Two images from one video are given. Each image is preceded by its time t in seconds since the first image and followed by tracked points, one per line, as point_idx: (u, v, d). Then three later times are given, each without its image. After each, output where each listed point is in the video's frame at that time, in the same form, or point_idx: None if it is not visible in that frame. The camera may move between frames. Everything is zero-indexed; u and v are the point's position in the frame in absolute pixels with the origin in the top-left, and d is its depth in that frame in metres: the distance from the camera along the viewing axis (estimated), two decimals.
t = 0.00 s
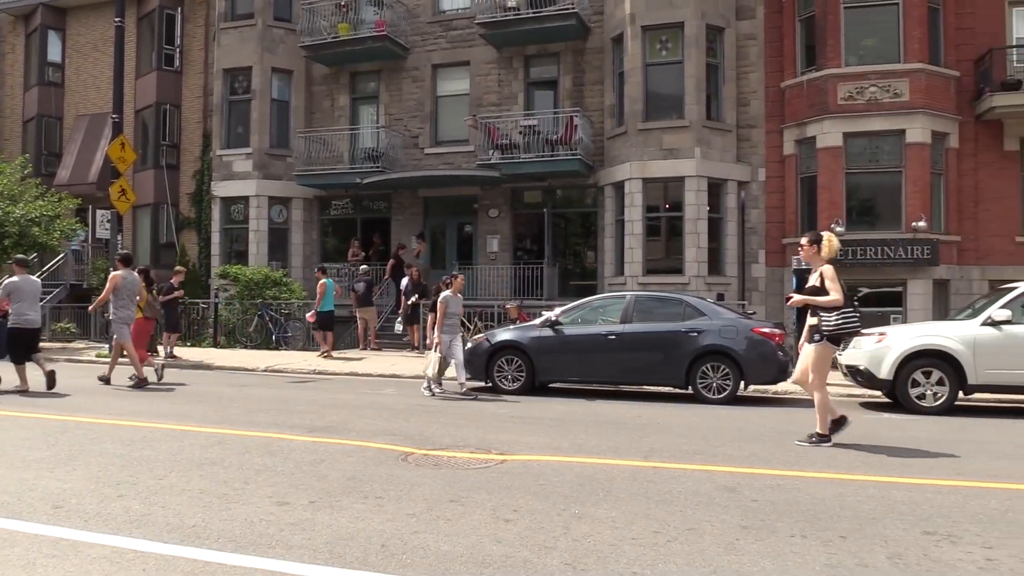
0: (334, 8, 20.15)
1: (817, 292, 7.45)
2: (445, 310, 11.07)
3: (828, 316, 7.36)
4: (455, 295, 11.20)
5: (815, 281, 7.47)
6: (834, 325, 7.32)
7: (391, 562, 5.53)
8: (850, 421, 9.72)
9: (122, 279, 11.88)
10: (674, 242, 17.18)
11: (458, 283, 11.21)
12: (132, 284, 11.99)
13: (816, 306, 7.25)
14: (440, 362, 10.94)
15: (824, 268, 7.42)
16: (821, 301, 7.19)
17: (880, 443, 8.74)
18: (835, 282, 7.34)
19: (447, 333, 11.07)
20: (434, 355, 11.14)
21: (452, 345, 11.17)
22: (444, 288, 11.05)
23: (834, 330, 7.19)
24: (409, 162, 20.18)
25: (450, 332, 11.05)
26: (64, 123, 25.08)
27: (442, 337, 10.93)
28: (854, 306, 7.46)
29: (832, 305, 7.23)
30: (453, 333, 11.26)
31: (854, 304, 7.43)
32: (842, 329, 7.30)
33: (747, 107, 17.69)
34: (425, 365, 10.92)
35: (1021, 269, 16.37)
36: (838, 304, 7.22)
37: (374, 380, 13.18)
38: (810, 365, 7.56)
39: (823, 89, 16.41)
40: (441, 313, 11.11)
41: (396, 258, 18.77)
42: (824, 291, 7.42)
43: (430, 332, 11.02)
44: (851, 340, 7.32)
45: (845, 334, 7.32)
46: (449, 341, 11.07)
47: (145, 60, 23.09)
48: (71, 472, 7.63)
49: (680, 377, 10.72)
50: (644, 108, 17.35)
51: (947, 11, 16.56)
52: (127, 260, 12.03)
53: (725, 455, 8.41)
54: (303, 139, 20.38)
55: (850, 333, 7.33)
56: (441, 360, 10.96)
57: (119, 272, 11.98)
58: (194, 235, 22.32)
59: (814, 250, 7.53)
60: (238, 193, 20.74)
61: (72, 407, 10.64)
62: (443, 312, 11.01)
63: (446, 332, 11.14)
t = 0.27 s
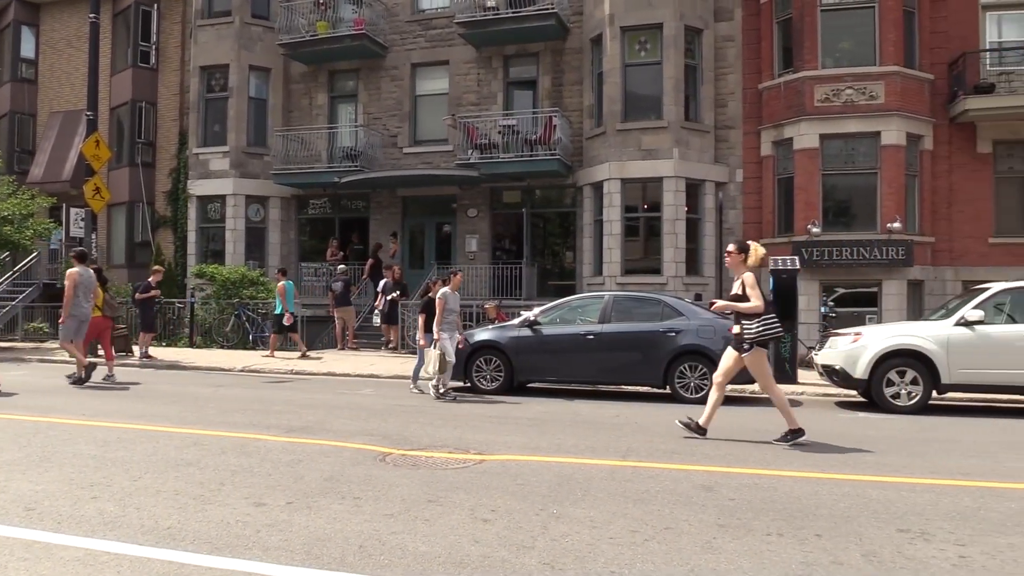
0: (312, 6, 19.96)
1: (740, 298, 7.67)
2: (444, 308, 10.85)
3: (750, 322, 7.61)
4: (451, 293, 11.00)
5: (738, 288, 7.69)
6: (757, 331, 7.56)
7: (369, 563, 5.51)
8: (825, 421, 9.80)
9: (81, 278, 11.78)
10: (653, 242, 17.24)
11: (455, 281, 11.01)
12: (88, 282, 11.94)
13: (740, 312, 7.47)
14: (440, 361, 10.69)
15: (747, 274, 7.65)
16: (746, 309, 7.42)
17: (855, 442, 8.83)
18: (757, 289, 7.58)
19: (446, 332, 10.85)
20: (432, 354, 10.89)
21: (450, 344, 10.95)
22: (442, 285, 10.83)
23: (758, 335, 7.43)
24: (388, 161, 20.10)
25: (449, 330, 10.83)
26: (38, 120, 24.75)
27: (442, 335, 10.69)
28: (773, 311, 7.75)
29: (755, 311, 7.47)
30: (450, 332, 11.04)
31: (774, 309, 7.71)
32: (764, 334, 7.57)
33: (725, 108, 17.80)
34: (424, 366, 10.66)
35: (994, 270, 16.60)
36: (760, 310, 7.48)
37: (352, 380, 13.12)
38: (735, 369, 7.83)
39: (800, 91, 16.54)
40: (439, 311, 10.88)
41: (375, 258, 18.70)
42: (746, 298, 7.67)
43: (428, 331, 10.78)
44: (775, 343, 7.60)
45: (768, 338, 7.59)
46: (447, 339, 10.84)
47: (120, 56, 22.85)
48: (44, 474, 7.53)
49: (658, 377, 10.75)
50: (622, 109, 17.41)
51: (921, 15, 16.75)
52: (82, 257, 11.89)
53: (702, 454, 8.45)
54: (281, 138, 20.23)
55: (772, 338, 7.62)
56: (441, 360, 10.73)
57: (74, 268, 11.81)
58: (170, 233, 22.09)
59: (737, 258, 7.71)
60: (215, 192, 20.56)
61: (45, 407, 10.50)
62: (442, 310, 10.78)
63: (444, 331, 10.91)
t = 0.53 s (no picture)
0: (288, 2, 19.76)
1: (664, 290, 7.78)
2: (442, 310, 10.71)
3: (672, 313, 7.71)
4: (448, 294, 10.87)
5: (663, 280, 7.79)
6: (678, 322, 7.68)
7: (345, 563, 5.49)
8: (799, 419, 9.89)
9: (33, 276, 11.72)
10: (629, 242, 17.31)
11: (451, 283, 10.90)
12: (42, 280, 11.87)
13: (665, 305, 7.57)
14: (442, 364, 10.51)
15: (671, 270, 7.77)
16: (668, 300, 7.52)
17: (827, 440, 8.92)
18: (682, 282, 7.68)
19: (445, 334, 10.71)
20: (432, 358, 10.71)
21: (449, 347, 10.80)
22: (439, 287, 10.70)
23: (678, 328, 7.54)
24: (364, 160, 20.02)
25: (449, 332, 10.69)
26: (8, 116, 24.37)
27: (444, 337, 10.55)
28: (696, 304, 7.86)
29: (677, 303, 7.58)
30: (449, 335, 10.89)
31: (697, 302, 7.83)
32: (685, 325, 7.67)
33: (700, 109, 17.91)
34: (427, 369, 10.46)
35: (963, 271, 16.85)
36: (682, 302, 7.59)
37: (328, 379, 13.05)
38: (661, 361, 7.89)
39: (775, 93, 16.69)
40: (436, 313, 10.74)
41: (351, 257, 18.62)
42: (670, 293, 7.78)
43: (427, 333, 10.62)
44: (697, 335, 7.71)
45: (688, 330, 7.71)
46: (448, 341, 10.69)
47: (93, 53, 22.57)
48: (13, 475, 7.41)
49: (634, 376, 10.79)
50: (599, 109, 17.47)
51: (893, 18, 16.96)
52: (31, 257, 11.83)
53: (678, 453, 8.50)
54: (256, 136, 20.07)
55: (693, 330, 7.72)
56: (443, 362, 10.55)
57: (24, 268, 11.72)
58: (144, 232, 21.84)
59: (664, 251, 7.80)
60: (189, 190, 20.37)
61: (14, 408, 10.33)
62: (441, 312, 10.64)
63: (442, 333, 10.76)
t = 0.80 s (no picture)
0: None
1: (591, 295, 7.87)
2: (441, 309, 10.37)
3: (599, 320, 7.81)
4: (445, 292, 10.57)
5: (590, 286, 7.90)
6: (604, 328, 7.76)
7: (319, 564, 5.45)
8: (772, 418, 9.98)
9: None
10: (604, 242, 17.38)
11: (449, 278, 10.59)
12: None
13: (591, 309, 7.65)
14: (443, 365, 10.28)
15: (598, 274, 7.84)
16: (595, 306, 7.62)
17: (800, 439, 9.01)
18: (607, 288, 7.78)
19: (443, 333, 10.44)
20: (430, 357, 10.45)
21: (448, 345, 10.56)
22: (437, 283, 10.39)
23: (605, 333, 7.61)
24: (339, 159, 19.91)
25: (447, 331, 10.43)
26: None
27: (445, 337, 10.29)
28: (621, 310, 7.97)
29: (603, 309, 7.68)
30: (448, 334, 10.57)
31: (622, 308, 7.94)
32: (609, 332, 7.77)
33: (675, 110, 18.01)
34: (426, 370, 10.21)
35: (933, 271, 17.11)
36: (608, 308, 7.69)
37: (302, 379, 12.96)
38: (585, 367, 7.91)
39: (749, 94, 16.83)
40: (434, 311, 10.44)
41: (325, 256, 18.52)
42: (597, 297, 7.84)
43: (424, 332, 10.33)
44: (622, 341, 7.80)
45: (613, 336, 7.79)
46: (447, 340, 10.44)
47: (63, 49, 22.27)
48: None
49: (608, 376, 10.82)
50: (575, 109, 17.51)
51: (866, 22, 17.16)
52: None
53: (652, 452, 8.54)
54: (229, 133, 19.90)
55: (617, 336, 7.81)
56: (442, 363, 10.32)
57: None
58: (115, 230, 21.56)
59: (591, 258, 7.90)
60: (161, 188, 20.14)
61: None
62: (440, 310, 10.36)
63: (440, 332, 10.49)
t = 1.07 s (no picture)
0: None
1: (516, 287, 7.88)
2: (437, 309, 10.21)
3: (522, 312, 7.80)
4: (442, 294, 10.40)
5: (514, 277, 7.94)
6: (525, 321, 7.74)
7: (290, 565, 5.41)
8: (743, 417, 10.06)
9: None
10: (577, 242, 17.44)
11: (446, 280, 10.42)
12: None
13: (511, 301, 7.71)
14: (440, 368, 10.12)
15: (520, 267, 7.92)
16: (513, 297, 7.65)
17: (770, 438, 9.09)
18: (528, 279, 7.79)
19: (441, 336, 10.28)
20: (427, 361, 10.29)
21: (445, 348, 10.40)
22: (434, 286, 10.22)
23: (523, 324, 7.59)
24: (311, 157, 19.79)
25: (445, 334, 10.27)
26: None
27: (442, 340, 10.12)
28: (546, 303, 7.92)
29: (521, 300, 7.67)
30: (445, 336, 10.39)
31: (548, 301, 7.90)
32: (532, 324, 7.72)
33: (648, 111, 18.10)
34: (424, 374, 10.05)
35: (901, 272, 17.35)
36: (525, 299, 7.67)
37: (274, 379, 12.86)
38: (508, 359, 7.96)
39: (721, 96, 16.96)
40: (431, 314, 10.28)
41: (297, 255, 18.39)
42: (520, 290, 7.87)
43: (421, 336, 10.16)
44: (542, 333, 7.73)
45: (536, 328, 7.74)
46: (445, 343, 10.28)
47: (31, 44, 21.93)
48: None
49: (581, 375, 10.86)
50: (548, 109, 17.55)
51: (836, 26, 17.37)
52: None
53: (624, 451, 8.58)
54: (200, 131, 19.70)
55: (539, 328, 7.74)
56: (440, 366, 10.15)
57: None
58: (83, 228, 21.25)
59: (514, 249, 7.94)
60: (131, 186, 19.88)
61: None
62: (437, 313, 10.20)
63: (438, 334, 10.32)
